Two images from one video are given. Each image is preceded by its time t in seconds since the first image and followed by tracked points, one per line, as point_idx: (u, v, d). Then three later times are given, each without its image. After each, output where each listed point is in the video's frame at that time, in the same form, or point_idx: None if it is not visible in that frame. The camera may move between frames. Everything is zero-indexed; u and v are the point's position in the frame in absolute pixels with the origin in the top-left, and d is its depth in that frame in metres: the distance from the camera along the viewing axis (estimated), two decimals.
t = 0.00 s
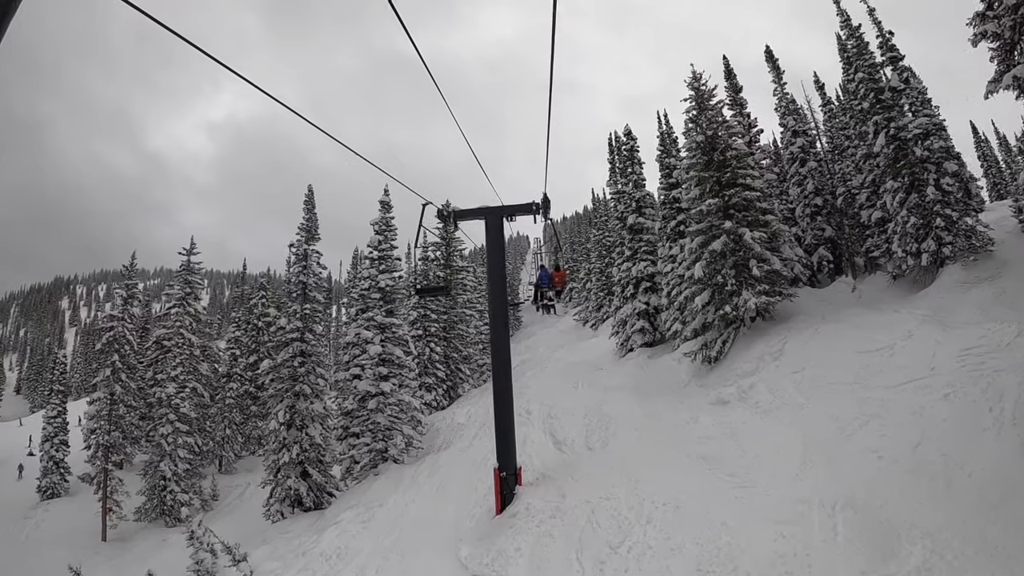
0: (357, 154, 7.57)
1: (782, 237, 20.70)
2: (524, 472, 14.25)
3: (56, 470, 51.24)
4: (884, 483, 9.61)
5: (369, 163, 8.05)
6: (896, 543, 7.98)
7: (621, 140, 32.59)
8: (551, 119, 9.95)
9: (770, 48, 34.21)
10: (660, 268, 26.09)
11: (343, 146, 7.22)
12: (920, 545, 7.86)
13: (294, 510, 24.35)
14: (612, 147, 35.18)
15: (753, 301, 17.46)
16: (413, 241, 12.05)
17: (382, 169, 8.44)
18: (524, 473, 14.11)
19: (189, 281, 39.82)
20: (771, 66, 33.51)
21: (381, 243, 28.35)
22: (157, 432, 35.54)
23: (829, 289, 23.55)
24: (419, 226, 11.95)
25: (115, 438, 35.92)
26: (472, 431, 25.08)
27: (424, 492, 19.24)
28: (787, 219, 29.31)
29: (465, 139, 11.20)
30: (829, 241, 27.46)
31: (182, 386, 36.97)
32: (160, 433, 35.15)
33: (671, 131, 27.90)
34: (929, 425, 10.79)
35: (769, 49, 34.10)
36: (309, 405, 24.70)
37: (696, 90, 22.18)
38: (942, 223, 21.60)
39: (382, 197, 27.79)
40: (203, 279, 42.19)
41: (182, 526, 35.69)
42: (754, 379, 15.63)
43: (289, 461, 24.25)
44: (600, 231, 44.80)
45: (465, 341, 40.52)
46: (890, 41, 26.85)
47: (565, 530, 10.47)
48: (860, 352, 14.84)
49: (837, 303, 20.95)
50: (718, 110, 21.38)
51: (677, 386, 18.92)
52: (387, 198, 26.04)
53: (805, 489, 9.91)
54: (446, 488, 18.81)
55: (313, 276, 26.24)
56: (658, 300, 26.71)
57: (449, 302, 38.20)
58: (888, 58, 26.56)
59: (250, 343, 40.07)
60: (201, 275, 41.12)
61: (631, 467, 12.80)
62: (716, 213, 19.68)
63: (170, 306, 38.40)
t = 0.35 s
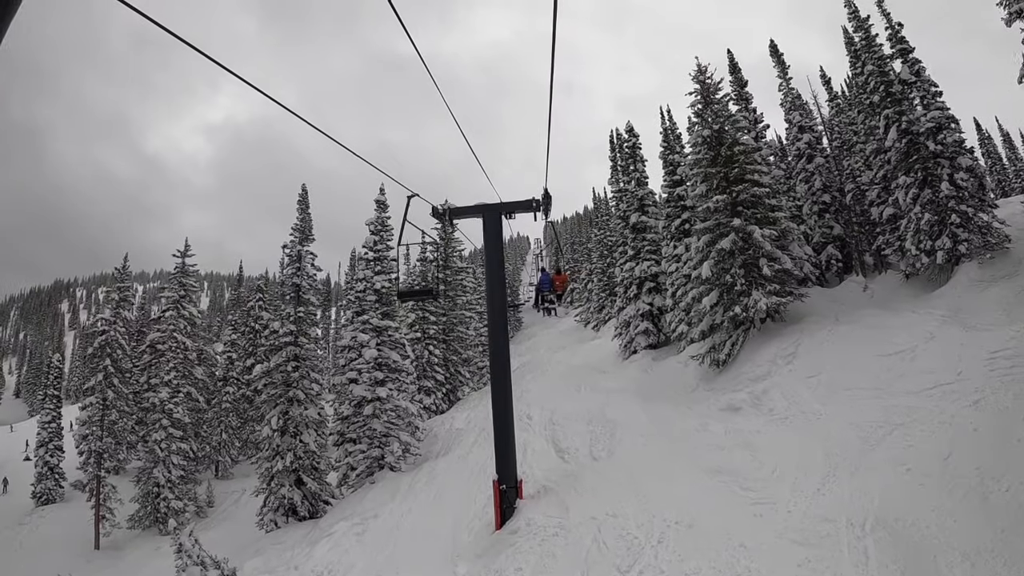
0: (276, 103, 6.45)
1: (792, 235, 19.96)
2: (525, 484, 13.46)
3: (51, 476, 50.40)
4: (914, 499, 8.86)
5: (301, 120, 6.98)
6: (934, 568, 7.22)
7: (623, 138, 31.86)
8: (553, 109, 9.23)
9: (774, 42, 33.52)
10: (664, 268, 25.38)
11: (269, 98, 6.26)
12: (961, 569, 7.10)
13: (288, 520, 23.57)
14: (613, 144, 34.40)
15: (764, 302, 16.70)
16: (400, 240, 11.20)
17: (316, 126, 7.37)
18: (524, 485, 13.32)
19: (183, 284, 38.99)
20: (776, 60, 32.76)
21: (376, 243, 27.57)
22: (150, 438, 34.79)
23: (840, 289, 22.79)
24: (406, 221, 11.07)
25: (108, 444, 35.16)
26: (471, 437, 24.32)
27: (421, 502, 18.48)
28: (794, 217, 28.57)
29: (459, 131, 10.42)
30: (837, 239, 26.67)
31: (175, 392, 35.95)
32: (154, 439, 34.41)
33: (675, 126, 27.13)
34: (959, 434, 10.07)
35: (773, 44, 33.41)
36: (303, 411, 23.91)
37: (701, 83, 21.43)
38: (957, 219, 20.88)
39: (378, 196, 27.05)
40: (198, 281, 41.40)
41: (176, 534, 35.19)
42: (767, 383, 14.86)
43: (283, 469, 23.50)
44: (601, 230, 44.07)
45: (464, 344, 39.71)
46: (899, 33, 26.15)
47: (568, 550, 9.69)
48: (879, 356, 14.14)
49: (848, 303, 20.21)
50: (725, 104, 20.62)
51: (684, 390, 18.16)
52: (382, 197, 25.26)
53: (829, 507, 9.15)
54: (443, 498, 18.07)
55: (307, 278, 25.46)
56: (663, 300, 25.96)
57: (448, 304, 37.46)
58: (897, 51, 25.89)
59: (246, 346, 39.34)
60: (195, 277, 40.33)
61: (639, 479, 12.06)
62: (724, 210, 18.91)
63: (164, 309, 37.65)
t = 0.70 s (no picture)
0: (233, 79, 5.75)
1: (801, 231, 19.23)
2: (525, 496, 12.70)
3: (45, 483, 49.61)
4: (948, 514, 8.15)
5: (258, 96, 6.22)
6: None
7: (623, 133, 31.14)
8: (552, 93, 8.49)
9: (777, 35, 32.84)
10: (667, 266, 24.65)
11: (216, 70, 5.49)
12: None
13: (281, 530, 22.84)
14: (612, 140, 33.62)
15: (774, 301, 15.96)
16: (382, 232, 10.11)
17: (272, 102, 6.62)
18: (525, 497, 12.57)
19: (176, 286, 38.10)
20: (779, 53, 32.02)
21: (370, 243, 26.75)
22: (142, 445, 34.04)
23: (849, 286, 22.11)
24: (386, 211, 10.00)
25: (98, 451, 34.36)
26: (470, 442, 23.57)
27: (418, 512, 17.76)
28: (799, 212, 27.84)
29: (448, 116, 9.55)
30: (844, 235, 25.95)
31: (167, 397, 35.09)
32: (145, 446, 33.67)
33: (676, 120, 26.38)
34: (991, 441, 9.38)
35: (775, 37, 32.73)
36: (295, 417, 23.14)
37: (704, 74, 20.66)
38: (970, 212, 20.20)
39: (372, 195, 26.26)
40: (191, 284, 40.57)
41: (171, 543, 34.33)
42: (780, 387, 14.18)
43: (276, 477, 22.81)
44: (601, 229, 43.34)
45: (462, 346, 38.95)
46: (906, 23, 25.48)
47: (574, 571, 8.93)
48: (899, 357, 13.45)
49: (859, 301, 19.52)
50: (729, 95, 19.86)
51: (691, 393, 17.47)
52: (376, 196, 24.46)
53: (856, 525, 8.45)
54: (441, 509, 17.34)
55: (298, 280, 24.67)
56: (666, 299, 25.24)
57: (445, 305, 36.72)
58: (904, 41, 25.22)
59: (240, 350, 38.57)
60: (187, 280, 39.49)
61: (647, 491, 11.35)
62: (730, 204, 18.15)
63: (156, 313, 36.86)
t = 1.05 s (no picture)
0: (201, 62, 5.03)
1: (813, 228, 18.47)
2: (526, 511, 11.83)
3: (40, 487, 48.89)
4: (994, 538, 7.35)
5: (224, 78, 5.46)
6: None
7: (626, 130, 30.43)
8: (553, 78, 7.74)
9: (783, 29, 32.07)
10: (672, 266, 23.90)
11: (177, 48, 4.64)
12: None
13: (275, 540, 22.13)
14: (614, 137, 32.85)
15: (788, 302, 15.19)
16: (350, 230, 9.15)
17: (244, 87, 5.80)
18: (526, 513, 11.75)
19: (171, 288, 37.22)
20: (785, 47, 31.23)
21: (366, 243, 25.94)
22: (135, 450, 33.35)
23: (861, 285, 21.35)
24: (359, 203, 8.94)
25: (90, 457, 33.63)
26: (470, 447, 22.80)
27: (415, 524, 17.01)
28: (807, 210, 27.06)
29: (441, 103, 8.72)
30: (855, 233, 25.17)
31: (161, 402, 34.34)
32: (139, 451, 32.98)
33: (681, 116, 25.61)
34: None
35: (781, 30, 31.96)
36: (289, 423, 22.38)
37: (711, 66, 19.92)
38: (988, 208, 19.45)
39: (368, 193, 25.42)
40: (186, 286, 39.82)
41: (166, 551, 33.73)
42: (796, 393, 13.42)
43: (269, 484, 22.09)
44: (603, 228, 42.61)
45: (463, 347, 38.13)
46: (918, 14, 24.75)
47: None
48: (922, 362, 12.72)
49: (873, 301, 18.77)
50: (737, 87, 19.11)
51: (700, 398, 16.70)
52: (372, 194, 23.66)
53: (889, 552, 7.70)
54: (438, 520, 16.60)
55: (293, 281, 23.94)
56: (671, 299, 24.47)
57: (445, 305, 36.00)
58: (916, 33, 24.50)
59: (235, 353, 37.81)
60: (182, 281, 38.80)
61: (657, 507, 10.59)
62: (740, 201, 17.38)
63: (150, 315, 36.17)
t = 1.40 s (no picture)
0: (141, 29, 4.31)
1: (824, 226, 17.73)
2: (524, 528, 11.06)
3: (32, 490, 47.99)
4: None
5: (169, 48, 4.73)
6: None
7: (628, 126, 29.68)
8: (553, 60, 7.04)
9: (788, 23, 31.33)
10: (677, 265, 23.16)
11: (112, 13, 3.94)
12: None
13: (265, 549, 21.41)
14: (616, 134, 32.07)
15: (801, 305, 14.45)
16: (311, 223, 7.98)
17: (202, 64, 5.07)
18: (524, 530, 10.98)
19: (164, 288, 36.27)
20: (790, 42, 30.47)
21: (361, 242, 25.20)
22: (126, 454, 32.61)
23: (872, 286, 20.63)
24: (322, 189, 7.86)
25: (80, 461, 32.88)
26: (468, 453, 22.06)
27: (410, 535, 16.30)
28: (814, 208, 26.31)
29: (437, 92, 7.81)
30: (864, 232, 24.41)
31: (151, 405, 33.48)
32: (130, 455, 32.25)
33: (685, 111, 24.81)
34: None
35: (786, 25, 31.24)
36: (280, 429, 21.64)
37: (718, 58, 19.17)
38: (1005, 207, 18.73)
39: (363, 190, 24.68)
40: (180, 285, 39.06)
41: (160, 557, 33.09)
42: (811, 401, 12.71)
43: (260, 492, 21.36)
44: (605, 227, 41.86)
45: (462, 349, 37.35)
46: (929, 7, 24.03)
47: None
48: (945, 368, 12.01)
49: (886, 303, 18.05)
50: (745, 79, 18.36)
51: (707, 404, 16.00)
52: (366, 192, 22.89)
53: None
54: (435, 530, 15.88)
55: (285, 282, 23.19)
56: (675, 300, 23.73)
57: (443, 306, 35.25)
58: (927, 26, 23.80)
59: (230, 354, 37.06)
60: (175, 281, 38.05)
61: (665, 525, 9.89)
62: (748, 199, 16.63)
63: (142, 316, 35.41)
